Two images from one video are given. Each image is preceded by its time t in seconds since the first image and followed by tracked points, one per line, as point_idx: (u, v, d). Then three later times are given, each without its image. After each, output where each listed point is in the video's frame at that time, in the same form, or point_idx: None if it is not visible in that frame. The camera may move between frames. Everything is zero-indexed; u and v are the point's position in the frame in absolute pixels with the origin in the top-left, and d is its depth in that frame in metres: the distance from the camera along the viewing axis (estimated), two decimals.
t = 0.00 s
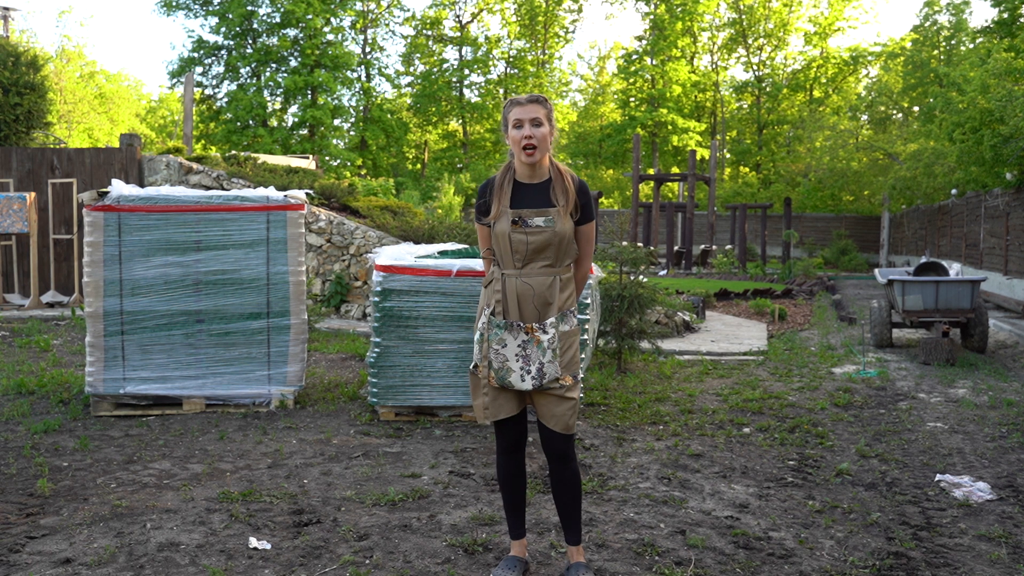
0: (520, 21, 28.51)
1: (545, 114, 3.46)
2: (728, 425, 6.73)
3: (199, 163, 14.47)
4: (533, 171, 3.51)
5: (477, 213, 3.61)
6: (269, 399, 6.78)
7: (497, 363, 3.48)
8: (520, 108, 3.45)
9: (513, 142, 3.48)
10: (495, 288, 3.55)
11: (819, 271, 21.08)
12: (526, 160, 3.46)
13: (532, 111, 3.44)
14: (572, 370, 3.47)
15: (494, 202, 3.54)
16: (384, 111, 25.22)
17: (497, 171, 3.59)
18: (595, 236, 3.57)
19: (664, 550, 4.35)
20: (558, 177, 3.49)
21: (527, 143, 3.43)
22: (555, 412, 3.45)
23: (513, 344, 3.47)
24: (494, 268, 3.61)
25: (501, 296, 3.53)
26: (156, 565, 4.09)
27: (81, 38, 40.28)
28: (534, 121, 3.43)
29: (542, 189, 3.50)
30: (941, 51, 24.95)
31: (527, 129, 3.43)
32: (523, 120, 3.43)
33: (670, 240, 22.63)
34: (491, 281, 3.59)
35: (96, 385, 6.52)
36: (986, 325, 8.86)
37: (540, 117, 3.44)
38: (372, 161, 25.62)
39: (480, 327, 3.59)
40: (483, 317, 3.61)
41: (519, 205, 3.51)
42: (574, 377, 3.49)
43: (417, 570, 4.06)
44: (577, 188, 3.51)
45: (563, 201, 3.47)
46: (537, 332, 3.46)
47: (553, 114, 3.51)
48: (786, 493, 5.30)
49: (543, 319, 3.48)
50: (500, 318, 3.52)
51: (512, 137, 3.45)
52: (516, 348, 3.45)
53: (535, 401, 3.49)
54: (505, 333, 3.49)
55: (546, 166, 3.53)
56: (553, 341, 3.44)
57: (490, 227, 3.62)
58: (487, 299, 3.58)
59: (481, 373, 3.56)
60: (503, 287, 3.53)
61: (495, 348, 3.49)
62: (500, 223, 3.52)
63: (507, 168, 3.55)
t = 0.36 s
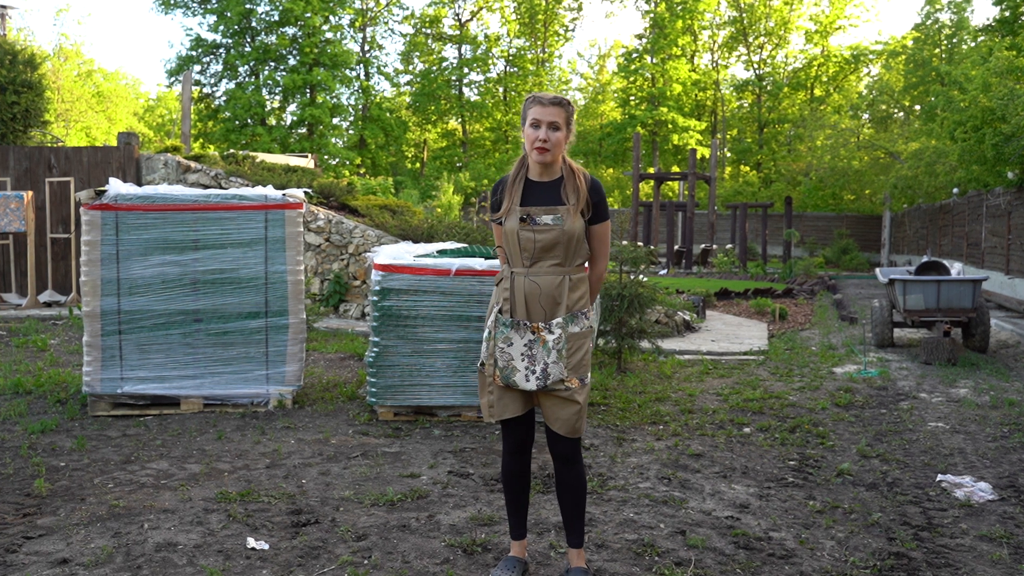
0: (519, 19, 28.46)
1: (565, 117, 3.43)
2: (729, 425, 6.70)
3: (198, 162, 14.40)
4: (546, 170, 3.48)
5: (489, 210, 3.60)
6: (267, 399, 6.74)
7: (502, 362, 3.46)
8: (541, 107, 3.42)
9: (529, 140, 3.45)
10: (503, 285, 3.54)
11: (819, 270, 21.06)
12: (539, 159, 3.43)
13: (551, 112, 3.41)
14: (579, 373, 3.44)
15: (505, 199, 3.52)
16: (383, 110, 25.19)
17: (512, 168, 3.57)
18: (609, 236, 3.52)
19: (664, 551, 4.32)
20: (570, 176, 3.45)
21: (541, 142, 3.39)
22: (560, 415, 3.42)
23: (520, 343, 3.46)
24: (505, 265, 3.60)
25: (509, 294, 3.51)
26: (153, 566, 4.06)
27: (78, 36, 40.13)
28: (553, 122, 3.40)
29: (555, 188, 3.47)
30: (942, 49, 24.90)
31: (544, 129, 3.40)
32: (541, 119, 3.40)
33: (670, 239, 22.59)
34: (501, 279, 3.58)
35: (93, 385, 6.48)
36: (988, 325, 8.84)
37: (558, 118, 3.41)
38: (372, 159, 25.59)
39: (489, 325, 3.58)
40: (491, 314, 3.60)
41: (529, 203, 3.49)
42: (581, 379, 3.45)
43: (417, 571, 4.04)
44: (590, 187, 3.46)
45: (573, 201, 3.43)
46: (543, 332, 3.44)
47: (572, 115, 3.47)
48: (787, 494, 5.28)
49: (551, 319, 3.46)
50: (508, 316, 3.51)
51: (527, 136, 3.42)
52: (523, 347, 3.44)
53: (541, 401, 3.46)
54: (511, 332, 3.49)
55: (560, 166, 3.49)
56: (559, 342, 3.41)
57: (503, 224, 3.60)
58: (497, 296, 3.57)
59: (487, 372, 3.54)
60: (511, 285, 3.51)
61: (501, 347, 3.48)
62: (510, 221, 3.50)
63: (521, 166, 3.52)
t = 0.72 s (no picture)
0: (520, 18, 28.45)
1: (585, 114, 3.43)
2: (729, 425, 6.68)
3: (196, 162, 14.28)
4: (566, 169, 3.47)
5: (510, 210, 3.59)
6: (266, 399, 6.71)
7: (518, 362, 3.44)
8: (562, 104, 3.42)
9: (549, 137, 3.44)
10: (521, 286, 3.52)
11: (820, 270, 21.04)
12: (559, 157, 3.42)
13: (573, 109, 3.41)
14: (595, 376, 3.40)
15: (525, 198, 3.51)
16: (383, 109, 25.19)
17: (532, 168, 3.57)
18: (629, 237, 3.47)
19: (665, 552, 4.29)
20: (590, 174, 3.43)
21: (562, 139, 3.39)
22: (575, 418, 3.39)
23: (536, 344, 3.43)
24: (523, 266, 3.58)
25: (526, 295, 3.49)
26: (150, 567, 4.03)
27: (76, 34, 40.02)
28: (574, 119, 3.40)
29: (574, 186, 3.45)
30: (944, 48, 24.87)
31: (565, 126, 3.40)
32: (563, 116, 3.39)
33: (671, 239, 22.54)
34: (519, 280, 3.56)
35: (91, 386, 6.45)
36: (990, 325, 8.82)
37: (579, 115, 3.41)
38: (371, 159, 25.55)
39: (506, 326, 3.56)
40: (509, 315, 3.58)
41: (548, 202, 3.47)
42: (596, 382, 3.42)
43: (416, 572, 4.01)
44: (609, 186, 3.43)
45: (592, 199, 3.41)
46: (559, 333, 3.42)
47: (593, 113, 3.46)
48: (788, 495, 5.25)
49: (567, 321, 3.43)
50: (524, 316, 3.49)
51: (548, 133, 3.42)
52: (539, 348, 3.42)
53: (556, 404, 3.44)
54: (527, 333, 3.46)
55: (581, 165, 3.47)
56: (575, 344, 3.38)
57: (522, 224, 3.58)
58: (514, 297, 3.56)
59: (503, 372, 3.52)
60: (528, 285, 3.49)
61: (517, 347, 3.46)
62: (527, 220, 3.49)
63: (540, 166, 3.52)
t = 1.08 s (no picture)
0: (519, 17, 28.44)
1: (602, 115, 3.41)
2: (729, 426, 6.65)
3: (194, 161, 14.25)
4: (582, 170, 3.46)
5: (527, 210, 3.59)
6: (263, 400, 6.68)
7: (528, 363, 3.42)
8: (578, 104, 3.41)
9: (566, 138, 3.44)
10: (534, 287, 3.51)
11: (820, 271, 21.00)
12: (574, 157, 3.41)
13: (590, 109, 3.39)
14: (606, 380, 3.37)
15: (540, 199, 3.51)
16: (381, 109, 25.18)
17: (549, 169, 3.56)
18: (644, 240, 3.44)
19: (664, 553, 4.27)
20: (605, 176, 3.41)
21: (577, 139, 3.38)
22: (584, 422, 3.36)
23: (547, 345, 3.41)
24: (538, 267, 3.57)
25: (539, 296, 3.48)
26: (148, 569, 4.00)
27: (74, 33, 39.91)
28: (590, 120, 3.38)
29: (588, 189, 3.44)
30: (945, 48, 24.87)
31: (581, 127, 3.39)
32: (578, 116, 3.39)
33: (671, 239, 22.50)
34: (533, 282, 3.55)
35: (88, 386, 6.42)
36: (991, 326, 8.80)
37: (596, 116, 3.39)
38: (369, 159, 25.52)
39: (518, 327, 3.54)
40: (522, 316, 3.57)
41: (562, 204, 3.46)
42: (607, 386, 3.38)
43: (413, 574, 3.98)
44: (625, 188, 3.41)
45: (606, 201, 3.39)
46: (570, 336, 3.39)
47: (611, 114, 3.45)
48: (788, 496, 5.23)
49: (578, 323, 3.40)
50: (536, 317, 3.47)
51: (564, 134, 3.41)
52: (549, 350, 3.40)
53: (565, 407, 3.40)
54: (539, 334, 3.44)
55: (598, 167, 3.46)
56: (586, 347, 3.36)
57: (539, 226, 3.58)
58: (527, 298, 3.54)
59: (512, 374, 3.49)
60: (541, 286, 3.48)
61: (528, 348, 3.44)
62: (542, 221, 3.49)
63: (557, 166, 3.52)
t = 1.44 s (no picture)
0: (516, 15, 28.43)
1: (613, 115, 3.39)
2: (728, 427, 6.62)
3: (190, 160, 14.29)
4: (593, 170, 3.43)
5: (537, 209, 3.56)
6: (260, 400, 6.65)
7: (535, 362, 3.38)
8: (590, 104, 3.38)
9: (577, 137, 3.41)
10: (543, 286, 3.48)
11: (820, 271, 20.95)
12: (586, 156, 3.39)
13: (601, 108, 3.37)
14: (613, 380, 3.34)
15: (550, 198, 3.47)
16: (378, 107, 25.17)
17: (560, 168, 3.53)
18: (655, 241, 3.42)
19: (663, 554, 4.24)
20: (617, 176, 3.38)
21: (589, 138, 3.35)
22: (590, 422, 3.34)
23: (554, 345, 3.37)
24: (545, 266, 3.53)
25: (547, 295, 3.44)
26: (145, 569, 3.97)
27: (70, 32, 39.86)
28: (601, 119, 3.36)
29: (599, 188, 3.41)
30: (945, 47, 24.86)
31: (593, 126, 3.36)
32: (590, 116, 3.36)
33: (669, 239, 22.46)
34: (542, 280, 3.52)
35: (84, 386, 6.39)
36: (991, 326, 8.78)
37: (607, 116, 3.36)
38: (367, 158, 25.51)
39: (525, 325, 3.50)
40: (529, 315, 3.53)
41: (573, 202, 3.43)
42: (614, 387, 3.36)
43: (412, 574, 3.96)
44: (637, 189, 3.38)
45: (618, 201, 3.36)
46: (578, 335, 3.36)
47: (623, 113, 3.42)
48: (788, 496, 5.20)
49: (586, 322, 3.37)
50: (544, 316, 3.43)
51: (576, 134, 3.38)
52: (557, 349, 3.36)
53: (571, 408, 3.37)
54: (546, 333, 3.40)
55: (609, 166, 3.43)
56: (595, 347, 3.33)
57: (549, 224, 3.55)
58: (535, 297, 3.51)
59: (518, 372, 3.45)
60: (549, 285, 3.45)
61: (535, 347, 3.40)
62: (552, 220, 3.45)
63: (568, 166, 3.49)
